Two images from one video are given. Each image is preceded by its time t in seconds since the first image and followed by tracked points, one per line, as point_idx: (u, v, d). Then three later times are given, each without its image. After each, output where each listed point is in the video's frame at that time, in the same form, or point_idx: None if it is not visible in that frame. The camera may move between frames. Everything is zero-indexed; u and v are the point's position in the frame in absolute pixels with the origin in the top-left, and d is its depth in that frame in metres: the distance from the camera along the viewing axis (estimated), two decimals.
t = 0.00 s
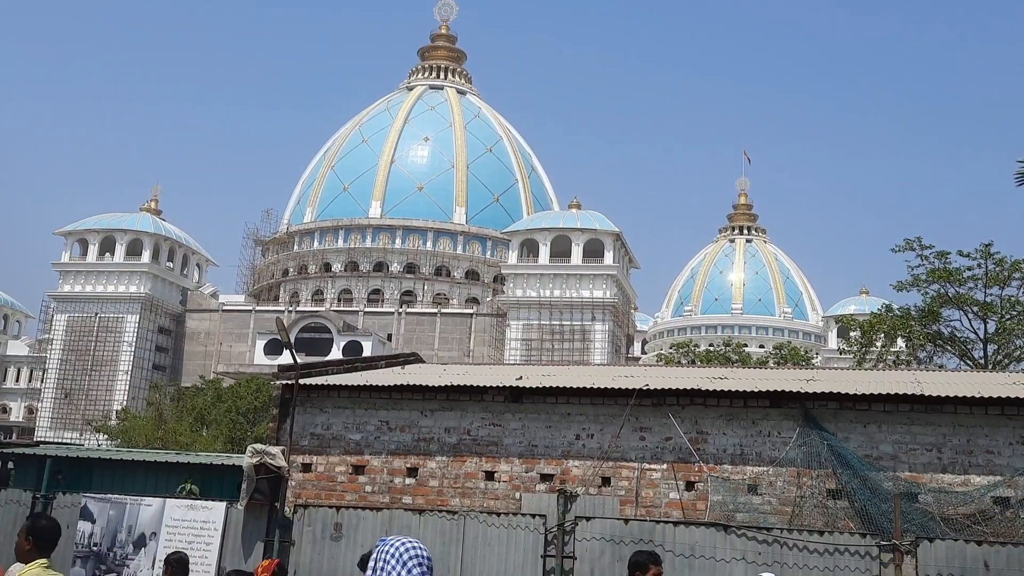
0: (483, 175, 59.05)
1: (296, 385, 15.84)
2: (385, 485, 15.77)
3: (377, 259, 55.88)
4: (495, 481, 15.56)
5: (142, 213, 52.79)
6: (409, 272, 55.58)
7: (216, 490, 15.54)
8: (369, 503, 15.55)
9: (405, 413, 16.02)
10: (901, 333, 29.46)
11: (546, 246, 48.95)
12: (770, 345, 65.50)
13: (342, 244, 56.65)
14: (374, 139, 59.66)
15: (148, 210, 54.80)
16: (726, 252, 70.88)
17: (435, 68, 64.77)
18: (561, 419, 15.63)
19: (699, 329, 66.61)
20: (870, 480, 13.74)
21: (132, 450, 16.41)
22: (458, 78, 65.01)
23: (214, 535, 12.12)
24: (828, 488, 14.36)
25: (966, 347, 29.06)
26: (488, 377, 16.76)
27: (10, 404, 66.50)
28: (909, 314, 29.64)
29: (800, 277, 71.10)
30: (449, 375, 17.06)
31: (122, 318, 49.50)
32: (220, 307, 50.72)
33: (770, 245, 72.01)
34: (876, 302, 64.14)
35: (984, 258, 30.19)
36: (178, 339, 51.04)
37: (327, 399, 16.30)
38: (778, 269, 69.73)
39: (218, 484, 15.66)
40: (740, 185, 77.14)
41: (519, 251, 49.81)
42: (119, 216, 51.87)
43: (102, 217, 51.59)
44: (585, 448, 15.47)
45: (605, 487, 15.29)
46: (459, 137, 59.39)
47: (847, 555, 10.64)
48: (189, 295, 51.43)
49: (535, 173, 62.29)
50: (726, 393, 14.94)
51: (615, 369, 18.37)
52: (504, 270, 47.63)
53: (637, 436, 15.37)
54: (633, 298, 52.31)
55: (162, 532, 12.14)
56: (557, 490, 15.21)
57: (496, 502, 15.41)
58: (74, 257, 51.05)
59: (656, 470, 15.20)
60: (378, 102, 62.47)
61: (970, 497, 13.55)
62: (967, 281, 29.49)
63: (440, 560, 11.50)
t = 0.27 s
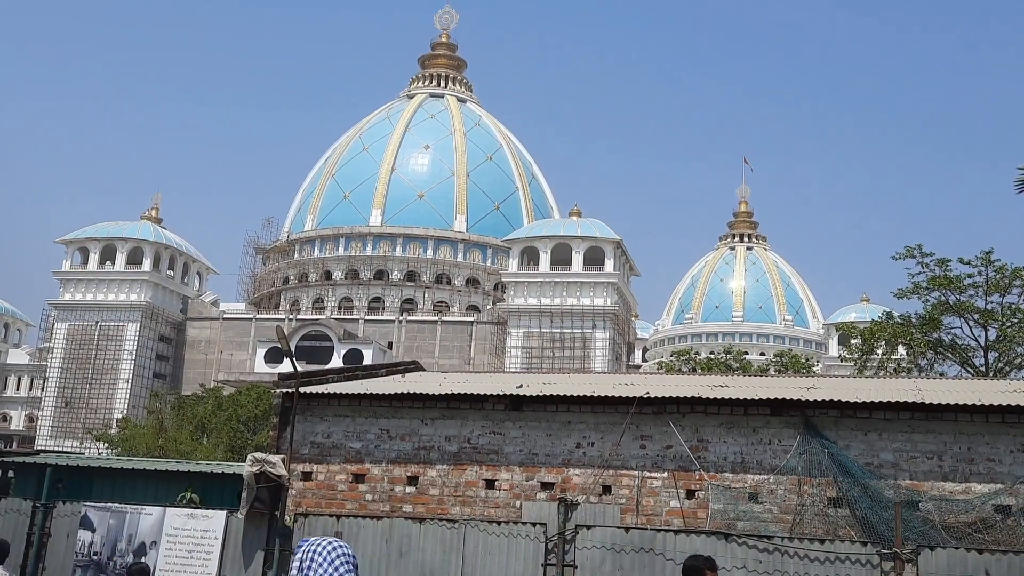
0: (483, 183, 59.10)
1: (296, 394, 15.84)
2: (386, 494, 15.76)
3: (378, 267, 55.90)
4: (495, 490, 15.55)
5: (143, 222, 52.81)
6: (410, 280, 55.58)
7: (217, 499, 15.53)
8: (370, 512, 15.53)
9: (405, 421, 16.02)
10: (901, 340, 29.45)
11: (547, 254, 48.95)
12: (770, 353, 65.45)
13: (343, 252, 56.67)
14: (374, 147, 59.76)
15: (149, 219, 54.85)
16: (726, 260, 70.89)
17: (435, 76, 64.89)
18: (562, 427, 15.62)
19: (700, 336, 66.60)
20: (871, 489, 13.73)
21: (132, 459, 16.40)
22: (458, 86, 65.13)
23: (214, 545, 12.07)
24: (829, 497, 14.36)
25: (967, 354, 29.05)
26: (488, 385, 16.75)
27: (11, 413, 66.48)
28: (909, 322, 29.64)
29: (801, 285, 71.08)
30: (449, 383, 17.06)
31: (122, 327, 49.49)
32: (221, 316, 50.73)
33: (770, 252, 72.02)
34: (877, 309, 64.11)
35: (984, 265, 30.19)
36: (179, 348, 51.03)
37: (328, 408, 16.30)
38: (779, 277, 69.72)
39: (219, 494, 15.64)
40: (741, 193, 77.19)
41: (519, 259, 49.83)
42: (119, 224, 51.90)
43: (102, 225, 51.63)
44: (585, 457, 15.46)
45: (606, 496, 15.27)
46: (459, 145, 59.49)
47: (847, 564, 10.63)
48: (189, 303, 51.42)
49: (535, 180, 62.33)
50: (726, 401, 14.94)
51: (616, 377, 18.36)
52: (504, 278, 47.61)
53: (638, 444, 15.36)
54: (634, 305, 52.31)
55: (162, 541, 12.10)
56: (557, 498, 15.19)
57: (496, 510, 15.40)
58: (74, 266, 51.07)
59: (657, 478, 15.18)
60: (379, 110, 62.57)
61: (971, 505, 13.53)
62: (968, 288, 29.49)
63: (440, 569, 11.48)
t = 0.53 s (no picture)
0: (483, 214, 59.24)
1: (296, 427, 15.80)
2: (386, 527, 15.66)
3: (378, 298, 55.90)
4: (496, 522, 15.46)
5: (144, 253, 52.90)
6: (410, 311, 55.55)
7: (216, 535, 15.42)
8: (369, 545, 15.43)
9: (405, 453, 15.96)
10: (902, 370, 29.40)
11: (547, 284, 48.97)
12: (771, 383, 65.25)
13: (343, 283, 56.70)
14: (375, 178, 59.98)
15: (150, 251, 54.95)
16: (726, 290, 70.92)
17: (436, 108, 65.26)
18: (562, 459, 15.56)
19: (701, 367, 66.48)
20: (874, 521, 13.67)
21: (130, 493, 16.32)
22: (458, 118, 65.48)
23: None
24: (830, 529, 14.30)
25: (968, 385, 28.98)
26: (488, 417, 16.69)
27: (9, 446, 66.24)
28: (910, 352, 29.60)
29: (801, 315, 70.99)
30: (449, 415, 17.01)
31: (122, 359, 49.40)
32: (221, 348, 50.70)
33: (770, 282, 72.04)
34: (878, 339, 64.01)
35: (984, 295, 30.21)
36: (179, 380, 50.93)
37: (327, 441, 16.25)
38: (779, 307, 69.67)
39: (218, 529, 15.55)
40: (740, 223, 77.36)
41: (519, 290, 49.84)
42: (119, 256, 51.95)
43: (103, 257, 51.70)
44: (586, 489, 15.38)
45: (607, 528, 15.17)
46: (459, 177, 59.73)
47: None
48: (189, 335, 51.40)
49: (535, 211, 62.48)
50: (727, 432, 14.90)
51: (617, 409, 18.31)
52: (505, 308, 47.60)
53: (638, 476, 15.29)
54: (635, 336, 52.25)
55: None
56: (558, 531, 15.09)
57: (496, 544, 15.30)
58: (75, 298, 51.09)
59: (658, 511, 15.11)
60: (379, 142, 62.85)
61: (974, 537, 13.46)
62: (968, 318, 29.48)
63: None
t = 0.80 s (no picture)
0: (483, 255, 59.34)
1: (296, 470, 15.75)
2: (386, 572, 15.53)
3: (378, 339, 55.82)
4: (497, 566, 15.32)
5: (144, 296, 52.93)
6: (410, 352, 55.43)
7: None
8: None
9: (405, 496, 15.87)
10: (904, 411, 29.32)
11: (547, 325, 48.92)
12: (773, 424, 64.92)
13: (343, 325, 56.66)
14: (375, 220, 60.21)
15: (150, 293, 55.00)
16: (727, 330, 70.88)
17: (435, 149, 65.65)
18: (563, 502, 15.45)
19: (702, 407, 66.23)
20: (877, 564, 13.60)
21: (129, 537, 16.20)
22: (458, 159, 65.84)
23: None
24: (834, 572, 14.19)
25: (970, 425, 28.86)
26: (489, 459, 16.61)
27: (7, 490, 65.85)
28: (912, 393, 29.51)
29: (802, 355, 70.82)
30: (450, 457, 16.93)
31: (121, 402, 49.21)
32: (221, 390, 50.57)
33: (771, 322, 71.97)
34: (879, 379, 63.82)
35: (985, 334, 30.19)
36: (178, 422, 50.82)
37: (326, 484, 16.17)
38: (780, 347, 69.54)
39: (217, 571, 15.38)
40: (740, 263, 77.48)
41: (519, 330, 49.78)
42: (120, 299, 51.96)
43: (103, 300, 51.73)
44: (587, 532, 15.26)
45: (609, 572, 15.02)
46: (459, 218, 59.94)
47: None
48: (189, 377, 51.30)
49: (535, 252, 62.59)
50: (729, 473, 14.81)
51: (618, 450, 18.23)
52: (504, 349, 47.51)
53: (640, 519, 15.18)
54: (635, 376, 52.12)
55: None
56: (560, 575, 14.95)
57: None
58: (75, 340, 51.05)
59: (660, 554, 14.98)
60: (380, 184, 63.16)
61: None
62: (969, 358, 29.42)
63: None
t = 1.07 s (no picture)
0: (484, 282, 59.40)
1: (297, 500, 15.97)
2: None
3: (379, 367, 55.74)
4: None
5: (145, 324, 52.93)
6: (411, 380, 55.34)
7: None
8: None
9: (406, 525, 16.12)
10: (906, 438, 29.28)
11: (549, 352, 48.88)
12: (775, 451, 64.69)
13: (344, 353, 56.66)
14: (376, 247, 60.37)
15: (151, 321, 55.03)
16: (728, 357, 70.87)
17: (436, 177, 65.90)
18: (565, 530, 15.68)
19: (704, 434, 66.07)
20: None
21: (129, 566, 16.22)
22: (459, 187, 66.06)
23: None
24: None
25: (973, 452, 28.80)
26: (491, 486, 16.82)
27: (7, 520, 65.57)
28: (913, 419, 29.47)
29: (804, 382, 70.69)
30: (452, 485, 17.14)
31: (122, 431, 49.09)
32: (221, 419, 50.48)
33: (772, 349, 71.93)
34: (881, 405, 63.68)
35: (986, 360, 30.19)
36: (179, 451, 50.73)
37: (327, 513, 16.41)
38: (781, 373, 69.45)
39: None
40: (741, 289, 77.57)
41: (520, 357, 49.76)
42: (121, 327, 51.98)
43: (104, 328, 51.72)
44: (589, 560, 15.50)
45: None
46: (460, 245, 60.09)
47: None
48: (189, 406, 51.22)
49: (536, 279, 62.65)
50: (730, 502, 15.05)
51: (621, 478, 18.22)
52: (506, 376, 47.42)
53: (642, 547, 15.41)
54: (637, 403, 52.02)
55: None
56: None
57: None
58: (75, 369, 51.02)
59: None
60: (380, 212, 63.36)
61: None
62: (971, 384, 29.39)
63: None
